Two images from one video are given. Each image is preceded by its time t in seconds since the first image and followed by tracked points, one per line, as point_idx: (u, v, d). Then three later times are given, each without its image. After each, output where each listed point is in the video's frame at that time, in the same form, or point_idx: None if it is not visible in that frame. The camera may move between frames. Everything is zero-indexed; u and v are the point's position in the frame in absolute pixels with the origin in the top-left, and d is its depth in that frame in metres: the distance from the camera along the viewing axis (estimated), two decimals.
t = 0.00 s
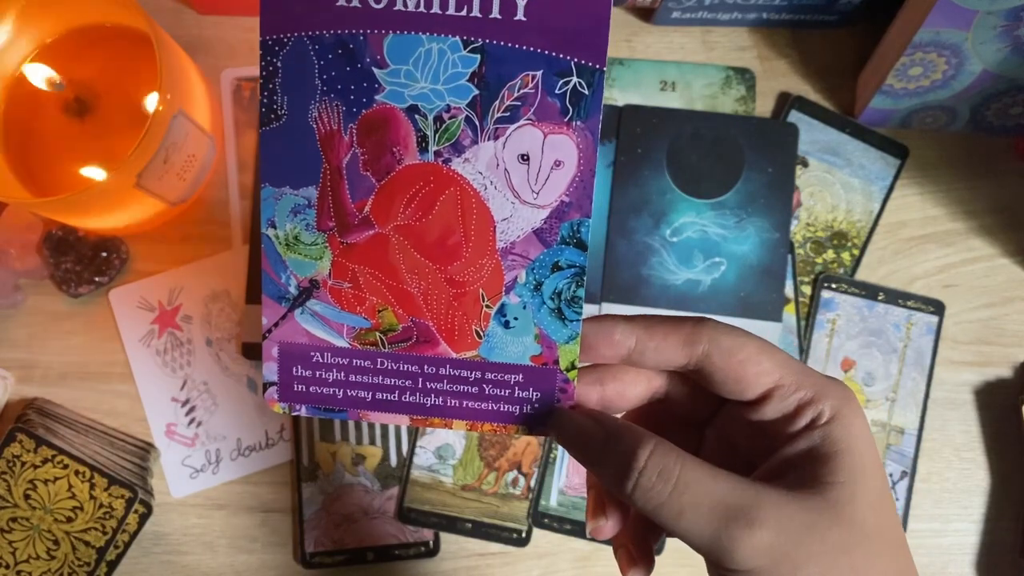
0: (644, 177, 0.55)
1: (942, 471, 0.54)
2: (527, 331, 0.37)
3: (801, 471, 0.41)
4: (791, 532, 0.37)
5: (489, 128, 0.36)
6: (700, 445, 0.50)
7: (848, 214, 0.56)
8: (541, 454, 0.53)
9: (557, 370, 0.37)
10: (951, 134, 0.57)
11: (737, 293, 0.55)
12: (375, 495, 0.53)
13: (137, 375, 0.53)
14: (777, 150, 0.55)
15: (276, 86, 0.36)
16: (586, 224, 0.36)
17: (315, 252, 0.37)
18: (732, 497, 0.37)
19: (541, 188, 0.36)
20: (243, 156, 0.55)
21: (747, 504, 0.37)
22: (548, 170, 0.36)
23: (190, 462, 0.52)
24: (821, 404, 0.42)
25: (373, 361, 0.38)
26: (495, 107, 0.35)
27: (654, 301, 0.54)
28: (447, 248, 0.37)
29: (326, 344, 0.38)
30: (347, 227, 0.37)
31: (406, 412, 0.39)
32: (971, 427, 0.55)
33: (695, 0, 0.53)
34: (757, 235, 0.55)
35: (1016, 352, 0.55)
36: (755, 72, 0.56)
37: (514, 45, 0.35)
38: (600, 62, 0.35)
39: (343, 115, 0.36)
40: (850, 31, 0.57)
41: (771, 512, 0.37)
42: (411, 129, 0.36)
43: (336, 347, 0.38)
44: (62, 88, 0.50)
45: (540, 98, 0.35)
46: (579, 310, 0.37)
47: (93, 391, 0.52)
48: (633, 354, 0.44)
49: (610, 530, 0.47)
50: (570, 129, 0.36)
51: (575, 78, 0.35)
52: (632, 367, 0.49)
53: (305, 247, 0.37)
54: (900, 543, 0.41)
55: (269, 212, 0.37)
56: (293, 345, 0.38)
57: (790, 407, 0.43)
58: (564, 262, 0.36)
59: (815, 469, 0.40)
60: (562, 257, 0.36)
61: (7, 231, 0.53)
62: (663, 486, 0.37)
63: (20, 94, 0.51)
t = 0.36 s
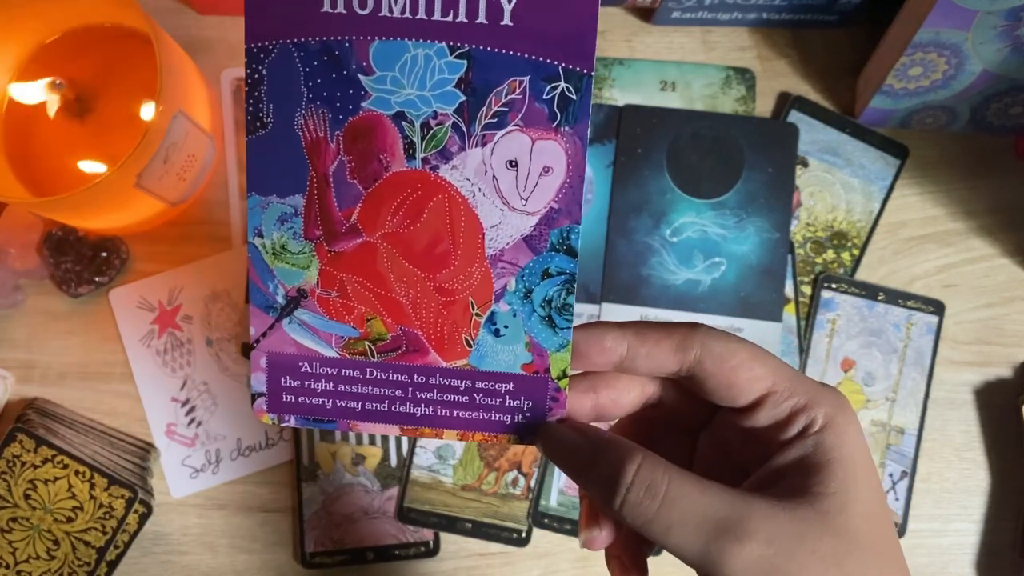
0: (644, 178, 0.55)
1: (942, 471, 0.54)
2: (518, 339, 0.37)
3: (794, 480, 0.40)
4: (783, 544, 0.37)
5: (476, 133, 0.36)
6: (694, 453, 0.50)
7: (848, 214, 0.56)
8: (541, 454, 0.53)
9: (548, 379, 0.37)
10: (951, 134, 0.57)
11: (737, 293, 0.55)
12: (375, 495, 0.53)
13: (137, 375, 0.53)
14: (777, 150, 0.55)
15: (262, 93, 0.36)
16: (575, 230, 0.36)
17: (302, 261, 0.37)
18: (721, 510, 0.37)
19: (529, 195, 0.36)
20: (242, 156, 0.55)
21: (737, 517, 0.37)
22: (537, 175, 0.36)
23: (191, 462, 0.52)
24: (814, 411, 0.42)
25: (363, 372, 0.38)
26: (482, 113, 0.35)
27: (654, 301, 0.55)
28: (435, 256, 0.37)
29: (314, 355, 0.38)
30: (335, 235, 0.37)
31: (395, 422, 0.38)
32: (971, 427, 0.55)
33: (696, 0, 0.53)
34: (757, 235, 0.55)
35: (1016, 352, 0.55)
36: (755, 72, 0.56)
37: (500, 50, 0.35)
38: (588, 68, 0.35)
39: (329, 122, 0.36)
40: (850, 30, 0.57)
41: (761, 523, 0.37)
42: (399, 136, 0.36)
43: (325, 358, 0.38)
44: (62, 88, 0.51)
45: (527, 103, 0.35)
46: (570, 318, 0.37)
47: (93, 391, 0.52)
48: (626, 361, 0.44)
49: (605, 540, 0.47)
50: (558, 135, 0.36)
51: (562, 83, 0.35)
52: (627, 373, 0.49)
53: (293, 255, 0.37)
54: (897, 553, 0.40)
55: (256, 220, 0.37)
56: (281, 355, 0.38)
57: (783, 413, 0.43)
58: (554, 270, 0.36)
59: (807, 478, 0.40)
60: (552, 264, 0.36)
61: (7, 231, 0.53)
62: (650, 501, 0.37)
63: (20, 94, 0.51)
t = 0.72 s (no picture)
0: (643, 178, 0.55)
1: (942, 471, 0.54)
2: (543, 339, 0.37)
3: (811, 476, 0.41)
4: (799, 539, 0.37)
5: (494, 136, 0.36)
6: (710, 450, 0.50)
7: (848, 214, 0.56)
8: (541, 455, 0.53)
9: (574, 376, 0.37)
10: (951, 134, 0.57)
11: (737, 293, 0.55)
12: (375, 495, 0.53)
13: (136, 375, 0.53)
14: (778, 150, 0.55)
15: (273, 103, 0.35)
16: (596, 228, 0.36)
17: (322, 270, 0.37)
18: (737, 507, 0.37)
19: (550, 195, 0.36)
20: (242, 156, 0.55)
21: (753, 514, 0.37)
22: (557, 174, 0.36)
23: (190, 462, 0.52)
24: (832, 408, 0.42)
25: (387, 378, 0.38)
26: (499, 114, 0.35)
27: (654, 301, 0.55)
28: (456, 260, 0.37)
29: (337, 364, 0.38)
30: (354, 243, 0.37)
31: (422, 427, 0.38)
32: (972, 427, 0.55)
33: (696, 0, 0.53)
34: (757, 235, 0.55)
35: (1016, 352, 0.55)
36: (755, 72, 0.56)
37: (516, 50, 0.35)
38: (605, 65, 0.35)
39: (343, 129, 0.36)
40: (850, 31, 0.57)
41: (777, 520, 0.37)
42: (415, 140, 0.36)
43: (348, 367, 0.38)
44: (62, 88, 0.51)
45: (545, 102, 0.35)
46: (594, 315, 0.37)
47: (92, 391, 0.52)
48: (649, 355, 0.44)
49: (642, 545, 0.46)
50: (577, 133, 0.36)
51: (580, 80, 0.35)
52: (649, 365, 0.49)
53: (311, 266, 0.37)
54: (910, 548, 0.41)
55: (273, 233, 0.37)
56: (304, 366, 0.38)
57: (801, 410, 0.43)
58: (577, 268, 0.37)
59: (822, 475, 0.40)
60: (574, 262, 0.37)
61: (7, 231, 0.53)
62: (666, 498, 0.37)
63: (22, 93, 0.51)
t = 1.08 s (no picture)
0: (643, 178, 0.55)
1: (942, 471, 0.54)
2: (537, 330, 0.37)
3: (806, 463, 0.41)
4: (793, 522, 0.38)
5: (483, 129, 0.36)
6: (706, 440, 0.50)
7: (848, 214, 0.56)
8: (541, 454, 0.53)
9: (569, 366, 0.37)
10: (951, 134, 0.57)
11: (737, 293, 0.54)
12: (375, 495, 0.53)
13: (137, 375, 0.53)
14: (778, 150, 0.55)
15: (257, 99, 0.36)
16: (590, 219, 0.36)
17: (311, 267, 0.37)
18: (732, 492, 0.37)
19: (541, 187, 0.36)
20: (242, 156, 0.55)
21: (748, 499, 0.37)
22: (548, 167, 0.36)
23: (190, 462, 0.52)
24: (827, 396, 0.42)
25: (382, 371, 0.38)
26: (488, 106, 0.35)
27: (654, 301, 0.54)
28: (448, 254, 0.37)
29: (332, 358, 0.38)
30: (343, 240, 0.37)
31: (418, 419, 0.39)
32: (972, 427, 0.55)
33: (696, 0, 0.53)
34: (757, 235, 0.55)
35: (1016, 352, 0.55)
36: (755, 72, 0.56)
37: (503, 41, 0.35)
38: (595, 55, 0.35)
39: (329, 125, 0.36)
40: (850, 31, 0.57)
41: (771, 505, 0.37)
42: (402, 135, 0.36)
43: (343, 361, 0.38)
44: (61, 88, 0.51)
45: (535, 94, 0.35)
46: (589, 306, 0.37)
47: (92, 391, 0.52)
48: (645, 344, 0.44)
49: (641, 534, 0.46)
50: (568, 125, 0.36)
51: (569, 72, 0.35)
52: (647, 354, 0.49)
53: (301, 263, 0.37)
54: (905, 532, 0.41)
55: (260, 231, 0.37)
56: (298, 361, 0.38)
57: (796, 399, 0.43)
58: (570, 260, 0.36)
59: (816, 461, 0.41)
60: (567, 255, 0.36)
61: (7, 230, 0.53)
62: (662, 484, 0.37)
63: (21, 93, 0.51)
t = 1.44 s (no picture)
0: (644, 178, 0.55)
1: (942, 471, 0.54)
2: (550, 324, 0.36)
3: (811, 453, 0.41)
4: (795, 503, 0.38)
5: (493, 137, 0.32)
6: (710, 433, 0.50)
7: (848, 214, 0.56)
8: (541, 454, 0.53)
9: (582, 357, 0.37)
10: (951, 134, 0.57)
11: (737, 293, 0.54)
12: (375, 495, 0.53)
13: (136, 375, 0.53)
14: (778, 150, 0.55)
15: (268, 110, 0.32)
16: (601, 222, 0.34)
17: (331, 266, 0.36)
18: (738, 473, 0.37)
19: (552, 193, 0.33)
20: (243, 156, 0.55)
21: (753, 480, 0.37)
22: (558, 174, 0.33)
23: (190, 463, 0.52)
24: (833, 392, 0.42)
25: (402, 360, 0.38)
26: (498, 115, 0.32)
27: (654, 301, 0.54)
28: (461, 254, 0.35)
29: (354, 347, 0.38)
30: (360, 241, 0.35)
31: (438, 402, 0.40)
32: (972, 427, 0.55)
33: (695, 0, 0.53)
34: (757, 235, 0.55)
35: (1016, 352, 0.55)
36: (755, 72, 0.56)
37: (513, 53, 0.31)
38: (605, 65, 0.30)
39: (341, 134, 0.33)
40: (850, 31, 0.57)
41: (775, 488, 0.38)
42: (413, 143, 0.33)
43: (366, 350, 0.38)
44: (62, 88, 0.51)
45: (544, 104, 0.32)
46: (600, 303, 0.35)
47: (92, 391, 0.52)
48: (655, 341, 0.44)
49: (653, 522, 0.46)
50: (577, 133, 0.32)
51: (578, 81, 0.31)
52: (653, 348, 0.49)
53: (321, 262, 0.36)
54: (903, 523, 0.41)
55: (282, 233, 0.35)
56: (322, 350, 0.38)
57: (802, 396, 0.43)
58: (581, 261, 0.35)
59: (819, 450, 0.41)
60: (578, 256, 0.35)
61: (7, 230, 0.53)
62: (670, 464, 0.37)
63: (21, 93, 0.51)
